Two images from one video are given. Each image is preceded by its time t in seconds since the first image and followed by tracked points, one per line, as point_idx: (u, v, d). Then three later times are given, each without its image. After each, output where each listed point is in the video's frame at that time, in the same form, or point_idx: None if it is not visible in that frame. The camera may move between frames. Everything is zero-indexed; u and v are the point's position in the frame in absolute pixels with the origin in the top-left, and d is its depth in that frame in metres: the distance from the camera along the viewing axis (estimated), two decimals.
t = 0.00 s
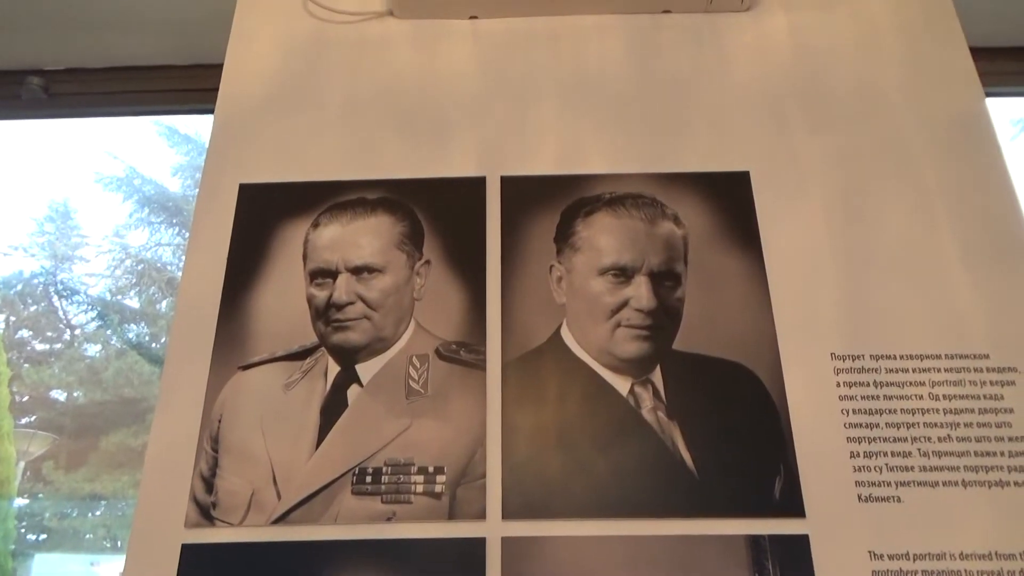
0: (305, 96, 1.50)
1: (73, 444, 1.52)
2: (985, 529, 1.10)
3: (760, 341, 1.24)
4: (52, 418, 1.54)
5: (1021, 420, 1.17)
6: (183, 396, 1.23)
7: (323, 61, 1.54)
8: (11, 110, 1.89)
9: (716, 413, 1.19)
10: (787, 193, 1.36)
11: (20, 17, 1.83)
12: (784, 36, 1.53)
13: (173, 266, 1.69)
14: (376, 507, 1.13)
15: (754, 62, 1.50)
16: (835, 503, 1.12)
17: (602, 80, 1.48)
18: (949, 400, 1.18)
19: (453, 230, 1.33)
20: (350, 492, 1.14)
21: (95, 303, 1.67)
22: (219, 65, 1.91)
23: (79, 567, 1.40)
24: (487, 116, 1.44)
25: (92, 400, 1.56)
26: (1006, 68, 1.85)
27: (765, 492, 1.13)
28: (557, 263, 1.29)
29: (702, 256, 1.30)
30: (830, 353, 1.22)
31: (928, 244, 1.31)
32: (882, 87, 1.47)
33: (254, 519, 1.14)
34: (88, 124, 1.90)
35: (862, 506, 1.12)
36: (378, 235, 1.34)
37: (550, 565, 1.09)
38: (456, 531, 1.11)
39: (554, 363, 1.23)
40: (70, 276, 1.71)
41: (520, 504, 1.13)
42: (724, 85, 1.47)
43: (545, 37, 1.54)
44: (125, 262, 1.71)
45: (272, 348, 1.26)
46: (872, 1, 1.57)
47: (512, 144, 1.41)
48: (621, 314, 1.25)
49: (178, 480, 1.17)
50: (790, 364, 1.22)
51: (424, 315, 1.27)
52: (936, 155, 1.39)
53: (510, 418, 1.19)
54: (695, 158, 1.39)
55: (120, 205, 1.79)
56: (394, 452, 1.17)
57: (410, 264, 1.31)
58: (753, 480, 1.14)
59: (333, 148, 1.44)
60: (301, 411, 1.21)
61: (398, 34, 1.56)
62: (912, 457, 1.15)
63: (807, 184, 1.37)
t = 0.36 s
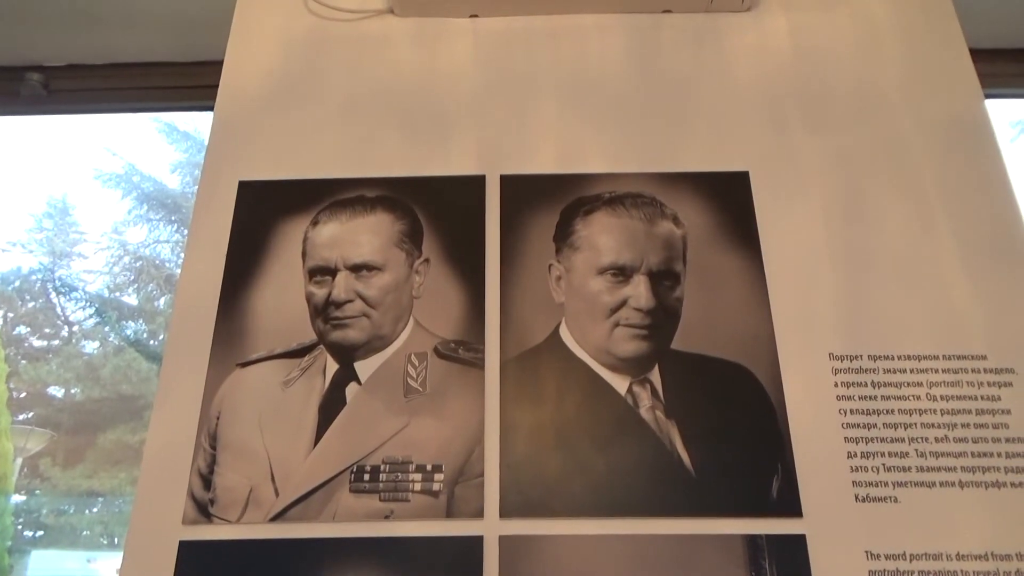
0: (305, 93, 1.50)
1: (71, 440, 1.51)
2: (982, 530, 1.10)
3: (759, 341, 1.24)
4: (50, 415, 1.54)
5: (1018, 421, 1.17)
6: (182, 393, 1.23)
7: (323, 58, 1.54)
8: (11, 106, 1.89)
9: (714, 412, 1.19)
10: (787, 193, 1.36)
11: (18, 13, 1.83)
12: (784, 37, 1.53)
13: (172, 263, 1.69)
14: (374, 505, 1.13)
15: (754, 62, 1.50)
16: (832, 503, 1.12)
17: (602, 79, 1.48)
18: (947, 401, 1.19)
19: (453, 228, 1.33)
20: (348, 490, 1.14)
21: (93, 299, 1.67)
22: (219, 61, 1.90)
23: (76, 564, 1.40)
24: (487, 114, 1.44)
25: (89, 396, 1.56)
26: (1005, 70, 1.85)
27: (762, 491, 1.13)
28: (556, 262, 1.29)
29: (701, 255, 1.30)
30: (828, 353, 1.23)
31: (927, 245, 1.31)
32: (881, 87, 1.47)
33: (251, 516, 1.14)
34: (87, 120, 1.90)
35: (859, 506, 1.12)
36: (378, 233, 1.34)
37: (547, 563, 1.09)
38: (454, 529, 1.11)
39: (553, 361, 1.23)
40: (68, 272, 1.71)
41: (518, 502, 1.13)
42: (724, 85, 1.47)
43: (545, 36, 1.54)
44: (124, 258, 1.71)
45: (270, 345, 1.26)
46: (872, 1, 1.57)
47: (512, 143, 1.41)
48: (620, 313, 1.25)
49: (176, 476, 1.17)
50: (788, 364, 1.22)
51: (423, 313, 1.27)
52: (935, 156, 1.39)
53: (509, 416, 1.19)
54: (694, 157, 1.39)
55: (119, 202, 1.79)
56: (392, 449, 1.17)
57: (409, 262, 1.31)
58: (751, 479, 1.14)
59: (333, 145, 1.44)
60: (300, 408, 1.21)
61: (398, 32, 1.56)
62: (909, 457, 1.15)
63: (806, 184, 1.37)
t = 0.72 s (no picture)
0: (306, 91, 1.50)
1: (69, 437, 1.51)
2: (980, 530, 1.10)
3: (758, 341, 1.24)
4: (48, 411, 1.54)
5: (1016, 421, 1.18)
6: (181, 391, 1.23)
7: (323, 56, 1.54)
8: (10, 103, 1.89)
9: (713, 412, 1.19)
10: (786, 193, 1.36)
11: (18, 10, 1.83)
12: (784, 37, 1.53)
13: (171, 261, 1.69)
14: (373, 503, 1.13)
15: (754, 62, 1.50)
16: (830, 502, 1.13)
17: (602, 78, 1.48)
18: (945, 401, 1.19)
19: (453, 227, 1.33)
20: (347, 488, 1.15)
21: (92, 296, 1.67)
22: (219, 59, 1.90)
23: (74, 561, 1.41)
24: (487, 113, 1.44)
25: (88, 394, 1.56)
26: (1004, 71, 1.85)
27: (761, 491, 1.14)
28: (556, 261, 1.29)
29: (700, 255, 1.31)
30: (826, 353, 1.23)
31: (926, 245, 1.31)
32: (881, 88, 1.47)
33: (251, 513, 1.14)
34: (87, 117, 1.90)
35: (857, 506, 1.13)
36: (378, 231, 1.34)
37: (546, 562, 1.09)
38: (453, 527, 1.12)
39: (552, 360, 1.23)
40: (68, 269, 1.71)
41: (517, 501, 1.13)
42: (724, 85, 1.47)
43: (545, 35, 1.54)
44: (123, 256, 1.71)
45: (270, 343, 1.26)
46: (872, 1, 1.58)
47: (512, 142, 1.41)
48: (619, 312, 1.26)
49: (176, 474, 1.17)
50: (786, 364, 1.22)
51: (423, 312, 1.27)
52: (935, 157, 1.39)
53: (508, 415, 1.19)
54: (694, 157, 1.39)
55: (118, 199, 1.79)
56: (392, 448, 1.17)
57: (409, 260, 1.31)
58: (749, 479, 1.14)
59: (333, 143, 1.44)
60: (299, 406, 1.22)
61: (399, 30, 1.56)
62: (907, 457, 1.15)
63: (806, 185, 1.37)
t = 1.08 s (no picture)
0: (305, 88, 1.50)
1: (67, 433, 1.52)
2: (974, 528, 1.11)
3: (754, 339, 1.24)
4: (46, 407, 1.54)
5: (1012, 420, 1.18)
6: (179, 387, 1.23)
7: (322, 53, 1.54)
8: (9, 98, 1.89)
9: (709, 410, 1.19)
10: (784, 191, 1.37)
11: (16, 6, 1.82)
12: (783, 36, 1.54)
13: (169, 257, 1.69)
14: (370, 499, 1.14)
15: (753, 61, 1.50)
16: (826, 500, 1.13)
17: (602, 76, 1.48)
18: (941, 400, 1.19)
19: (451, 225, 1.33)
20: (345, 484, 1.15)
21: (89, 293, 1.67)
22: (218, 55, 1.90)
23: (72, 557, 1.40)
24: (486, 111, 1.45)
25: (86, 390, 1.56)
26: (1003, 71, 1.85)
27: (757, 489, 1.14)
28: (554, 259, 1.30)
29: (698, 253, 1.31)
30: (823, 352, 1.23)
31: (923, 245, 1.32)
32: (880, 87, 1.47)
33: (248, 509, 1.14)
34: (85, 113, 1.90)
35: (852, 504, 1.13)
36: (376, 228, 1.34)
37: (543, 558, 1.09)
38: (450, 524, 1.12)
39: (549, 358, 1.23)
40: (65, 266, 1.71)
41: (514, 498, 1.14)
42: (722, 83, 1.47)
43: (545, 33, 1.54)
44: (121, 252, 1.71)
45: (268, 340, 1.27)
46: (871, 1, 1.58)
47: (511, 140, 1.41)
48: (617, 310, 1.26)
49: (173, 470, 1.18)
50: (783, 362, 1.23)
51: (421, 309, 1.27)
52: (932, 156, 1.40)
53: (505, 411, 1.20)
54: (692, 156, 1.40)
55: (116, 195, 1.79)
56: (389, 445, 1.17)
57: (407, 258, 1.31)
58: (745, 477, 1.15)
59: (332, 140, 1.44)
60: (296, 403, 1.22)
61: (398, 28, 1.56)
62: (903, 456, 1.16)
63: (804, 183, 1.37)
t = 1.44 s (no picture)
0: (305, 84, 1.50)
1: (67, 429, 1.52)
2: (972, 524, 1.11)
3: (754, 336, 1.24)
4: (46, 402, 1.54)
5: (1010, 417, 1.19)
6: (179, 382, 1.23)
7: (323, 49, 1.54)
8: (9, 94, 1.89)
9: (709, 406, 1.20)
10: (784, 189, 1.37)
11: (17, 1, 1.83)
12: (784, 33, 1.54)
13: (169, 253, 1.69)
14: (370, 494, 1.14)
15: (753, 58, 1.50)
16: (825, 497, 1.14)
17: (602, 73, 1.48)
18: (940, 397, 1.20)
19: (451, 221, 1.34)
20: (345, 479, 1.15)
21: (90, 288, 1.67)
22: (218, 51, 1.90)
23: (72, 552, 1.40)
24: (486, 107, 1.45)
25: (86, 385, 1.56)
26: (1004, 69, 1.85)
27: (756, 485, 1.14)
28: (554, 255, 1.30)
29: (698, 249, 1.31)
30: (822, 349, 1.23)
31: (923, 243, 1.32)
32: (880, 84, 1.47)
33: (249, 504, 1.14)
34: (85, 109, 1.90)
35: (851, 500, 1.13)
36: (376, 224, 1.34)
37: (542, 554, 1.10)
38: (450, 519, 1.12)
39: (549, 354, 1.23)
40: (66, 261, 1.71)
41: (513, 494, 1.14)
42: (723, 80, 1.47)
43: (545, 29, 1.54)
44: (122, 248, 1.71)
45: (268, 335, 1.27)
46: None
47: (511, 136, 1.41)
48: (617, 306, 1.26)
49: (174, 465, 1.18)
50: (783, 359, 1.23)
51: (421, 304, 1.27)
52: (932, 154, 1.40)
53: (505, 407, 1.20)
54: (693, 153, 1.40)
55: (117, 191, 1.79)
56: (389, 440, 1.18)
57: (407, 254, 1.31)
58: (744, 473, 1.15)
59: (332, 136, 1.44)
60: (297, 398, 1.22)
61: (399, 24, 1.56)
62: (902, 453, 1.16)
63: (804, 180, 1.37)
